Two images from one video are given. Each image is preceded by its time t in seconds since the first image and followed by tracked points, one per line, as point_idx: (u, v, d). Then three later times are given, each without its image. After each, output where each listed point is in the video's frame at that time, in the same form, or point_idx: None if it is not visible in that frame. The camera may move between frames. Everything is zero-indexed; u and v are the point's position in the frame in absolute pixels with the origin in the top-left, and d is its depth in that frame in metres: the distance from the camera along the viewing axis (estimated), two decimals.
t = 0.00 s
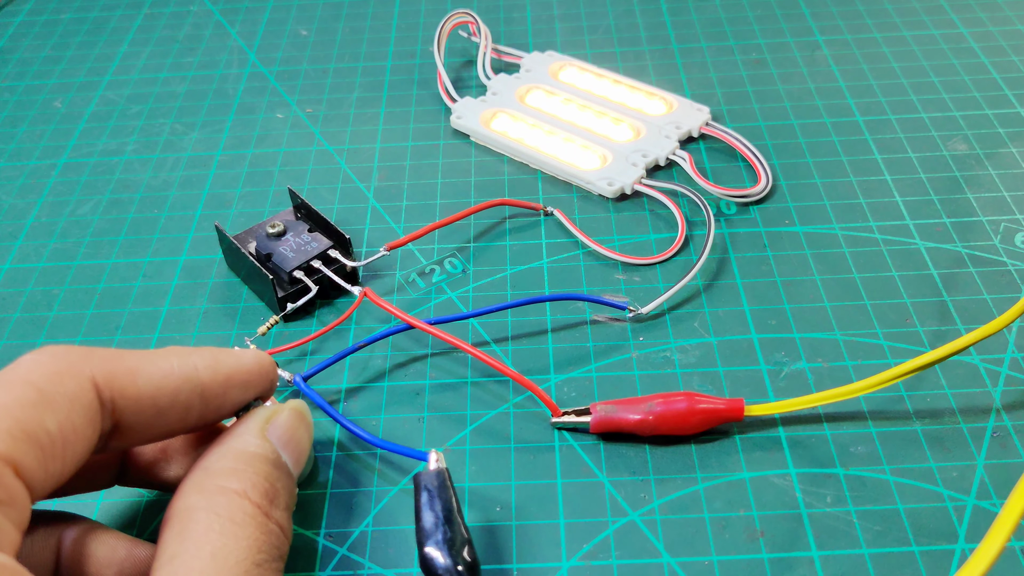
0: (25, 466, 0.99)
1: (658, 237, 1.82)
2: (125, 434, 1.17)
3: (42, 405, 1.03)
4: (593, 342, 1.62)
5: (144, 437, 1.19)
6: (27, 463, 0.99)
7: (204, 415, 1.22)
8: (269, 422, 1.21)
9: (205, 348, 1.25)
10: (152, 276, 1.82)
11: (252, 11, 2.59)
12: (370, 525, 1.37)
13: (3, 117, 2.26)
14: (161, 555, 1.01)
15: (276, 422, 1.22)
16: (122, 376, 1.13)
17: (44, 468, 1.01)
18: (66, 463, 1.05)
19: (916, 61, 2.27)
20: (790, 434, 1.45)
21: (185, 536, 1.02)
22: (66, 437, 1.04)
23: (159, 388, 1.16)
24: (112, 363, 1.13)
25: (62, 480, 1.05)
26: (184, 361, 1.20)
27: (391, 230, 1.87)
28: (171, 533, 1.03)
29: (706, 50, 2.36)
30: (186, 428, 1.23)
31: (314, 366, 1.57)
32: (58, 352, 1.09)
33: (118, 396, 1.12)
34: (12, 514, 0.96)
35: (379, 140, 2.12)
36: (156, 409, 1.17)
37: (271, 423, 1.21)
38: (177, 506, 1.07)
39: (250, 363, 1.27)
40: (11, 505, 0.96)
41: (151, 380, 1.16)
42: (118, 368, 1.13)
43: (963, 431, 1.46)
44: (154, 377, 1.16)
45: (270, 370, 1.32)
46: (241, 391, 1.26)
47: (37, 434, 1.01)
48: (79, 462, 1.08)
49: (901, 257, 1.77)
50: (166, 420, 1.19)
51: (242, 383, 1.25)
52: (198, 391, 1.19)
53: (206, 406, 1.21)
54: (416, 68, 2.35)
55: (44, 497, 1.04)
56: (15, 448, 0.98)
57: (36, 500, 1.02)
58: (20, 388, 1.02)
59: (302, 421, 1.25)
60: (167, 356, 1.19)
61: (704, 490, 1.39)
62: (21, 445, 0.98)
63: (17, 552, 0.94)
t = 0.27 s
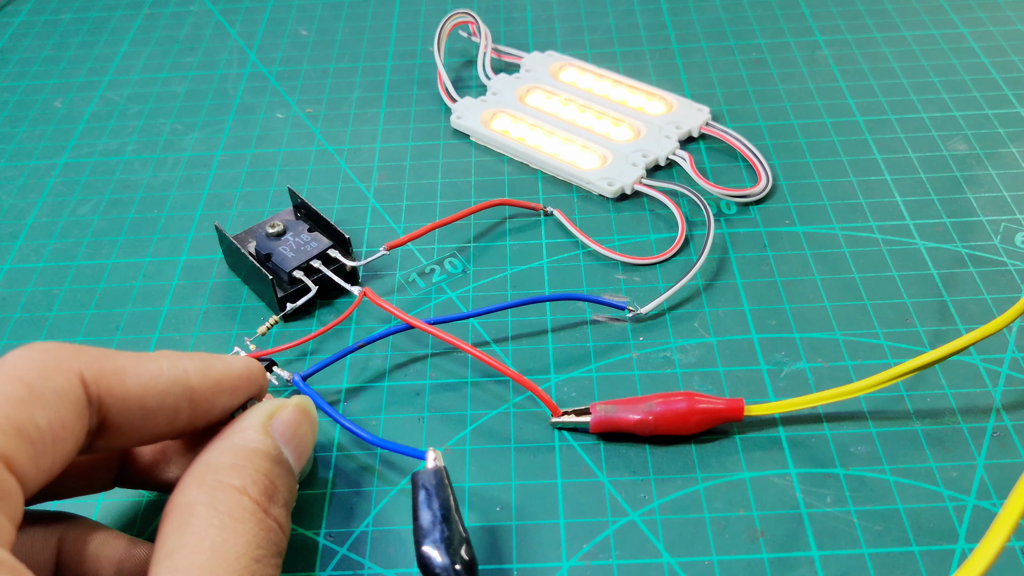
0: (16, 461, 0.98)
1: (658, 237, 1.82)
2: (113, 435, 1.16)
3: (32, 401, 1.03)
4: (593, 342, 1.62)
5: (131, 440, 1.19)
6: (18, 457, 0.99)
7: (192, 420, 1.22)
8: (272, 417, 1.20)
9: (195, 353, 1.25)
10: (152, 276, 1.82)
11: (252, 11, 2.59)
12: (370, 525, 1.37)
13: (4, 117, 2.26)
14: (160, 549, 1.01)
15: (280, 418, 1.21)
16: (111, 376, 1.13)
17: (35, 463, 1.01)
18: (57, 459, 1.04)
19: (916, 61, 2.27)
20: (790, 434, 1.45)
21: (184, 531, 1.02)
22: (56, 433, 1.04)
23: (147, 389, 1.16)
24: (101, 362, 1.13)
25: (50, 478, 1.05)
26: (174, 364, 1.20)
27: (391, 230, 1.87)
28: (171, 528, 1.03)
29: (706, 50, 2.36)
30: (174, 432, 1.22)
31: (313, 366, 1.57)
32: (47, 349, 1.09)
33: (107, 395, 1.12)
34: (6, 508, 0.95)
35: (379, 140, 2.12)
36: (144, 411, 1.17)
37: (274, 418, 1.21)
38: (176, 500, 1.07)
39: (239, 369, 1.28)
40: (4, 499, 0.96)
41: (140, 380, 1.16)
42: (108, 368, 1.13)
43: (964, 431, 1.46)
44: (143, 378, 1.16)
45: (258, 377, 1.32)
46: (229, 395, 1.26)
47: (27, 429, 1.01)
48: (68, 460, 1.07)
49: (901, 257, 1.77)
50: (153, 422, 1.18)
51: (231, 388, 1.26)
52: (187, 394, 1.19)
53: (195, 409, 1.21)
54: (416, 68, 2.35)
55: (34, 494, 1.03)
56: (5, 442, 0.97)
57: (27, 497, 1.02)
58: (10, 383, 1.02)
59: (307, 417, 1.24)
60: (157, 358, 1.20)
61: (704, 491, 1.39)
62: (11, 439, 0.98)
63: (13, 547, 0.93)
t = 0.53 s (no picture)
0: (10, 455, 0.98)
1: (658, 237, 1.82)
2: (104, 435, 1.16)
3: (23, 395, 1.03)
4: (593, 342, 1.62)
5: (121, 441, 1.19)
6: (11, 451, 0.98)
7: (183, 423, 1.22)
8: (278, 412, 1.19)
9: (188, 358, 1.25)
10: (152, 276, 1.82)
11: (252, 11, 2.59)
12: (370, 525, 1.38)
13: (4, 117, 2.26)
14: (158, 541, 1.01)
15: (286, 413, 1.20)
16: (101, 375, 1.14)
17: (27, 457, 1.01)
18: (49, 454, 1.04)
19: (916, 61, 2.27)
20: (790, 434, 1.45)
21: (184, 524, 1.02)
22: (48, 428, 1.04)
23: (137, 389, 1.16)
24: (92, 361, 1.13)
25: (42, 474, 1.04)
26: (166, 367, 1.20)
27: (391, 230, 1.87)
28: (171, 521, 1.03)
29: (706, 50, 2.36)
30: (165, 436, 1.21)
31: (313, 366, 1.58)
32: (38, 345, 1.09)
33: (96, 393, 1.13)
34: (3, 501, 0.95)
35: (379, 140, 2.12)
36: (134, 412, 1.16)
37: (280, 413, 1.19)
38: (177, 493, 1.06)
39: (232, 374, 1.27)
40: None
41: (131, 381, 1.16)
42: (99, 367, 1.14)
43: (964, 431, 1.46)
44: (133, 379, 1.17)
45: (251, 383, 1.31)
46: (221, 401, 1.25)
47: (19, 424, 1.00)
48: (59, 457, 1.07)
49: (901, 257, 1.77)
50: (143, 424, 1.18)
51: (222, 392, 1.25)
52: (177, 396, 1.19)
53: (185, 413, 1.21)
54: (416, 68, 2.35)
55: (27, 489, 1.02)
56: None
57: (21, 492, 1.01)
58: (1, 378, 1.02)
59: (312, 414, 1.23)
60: (148, 360, 1.20)
61: (704, 490, 1.39)
62: (5, 433, 0.98)
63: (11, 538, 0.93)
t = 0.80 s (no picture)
0: (8, 450, 0.98)
1: (658, 237, 1.82)
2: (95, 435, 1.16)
3: (21, 391, 1.02)
4: (593, 342, 1.62)
5: (111, 444, 1.18)
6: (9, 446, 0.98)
7: (174, 429, 1.22)
8: (285, 408, 1.18)
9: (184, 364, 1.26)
10: (152, 276, 1.82)
11: (252, 10, 2.59)
12: (370, 525, 1.38)
13: (4, 117, 2.26)
14: (159, 535, 1.01)
15: (293, 410, 1.19)
16: (96, 376, 1.14)
17: (25, 453, 1.00)
18: (47, 450, 1.04)
19: (916, 61, 2.27)
20: (790, 434, 1.45)
21: (186, 518, 1.02)
22: (45, 424, 1.04)
23: (130, 392, 1.16)
24: (88, 361, 1.13)
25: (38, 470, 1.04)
26: (161, 371, 1.21)
27: (391, 230, 1.87)
28: (172, 515, 1.03)
29: (706, 50, 2.36)
30: (154, 441, 1.21)
31: (309, 366, 1.57)
32: (34, 341, 1.09)
33: (90, 392, 1.13)
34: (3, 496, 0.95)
35: (379, 140, 2.12)
36: (126, 415, 1.16)
37: (286, 409, 1.19)
38: (179, 487, 1.06)
39: (226, 383, 1.28)
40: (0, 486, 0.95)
41: (125, 384, 1.16)
42: (94, 367, 1.14)
43: (964, 431, 1.46)
44: (127, 382, 1.17)
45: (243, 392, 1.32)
46: (214, 409, 1.26)
47: (17, 419, 1.00)
48: (54, 456, 1.07)
49: (901, 257, 1.77)
50: (134, 427, 1.18)
51: (215, 400, 1.25)
52: (170, 402, 1.19)
53: (177, 419, 1.21)
54: (416, 68, 2.35)
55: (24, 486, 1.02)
56: None
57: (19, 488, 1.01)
58: None
59: (318, 411, 1.22)
60: (143, 364, 1.20)
61: (704, 490, 1.39)
62: (4, 429, 0.97)
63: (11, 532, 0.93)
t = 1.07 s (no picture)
0: (13, 452, 0.98)
1: (658, 237, 1.82)
2: (97, 436, 1.16)
3: (26, 392, 1.02)
4: (594, 342, 1.62)
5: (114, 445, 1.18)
6: (14, 448, 0.98)
7: (176, 430, 1.22)
8: (284, 408, 1.18)
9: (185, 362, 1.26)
10: (152, 276, 1.82)
11: (252, 10, 2.59)
12: (370, 525, 1.38)
13: (4, 117, 2.26)
14: (159, 534, 1.01)
15: (292, 409, 1.19)
16: (100, 375, 1.14)
17: (29, 455, 1.00)
18: (50, 452, 1.04)
19: (916, 61, 2.27)
20: (790, 434, 1.45)
21: (186, 518, 1.02)
22: (50, 426, 1.04)
23: (134, 393, 1.16)
24: (94, 361, 1.13)
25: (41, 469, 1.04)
26: (164, 371, 1.21)
27: (391, 230, 1.87)
28: (172, 515, 1.03)
29: (706, 50, 2.36)
30: (156, 441, 1.21)
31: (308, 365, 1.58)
32: (39, 342, 1.09)
33: (95, 392, 1.13)
34: (6, 497, 0.95)
35: (379, 140, 2.12)
36: (129, 415, 1.16)
37: (286, 408, 1.18)
38: (179, 487, 1.07)
39: (226, 381, 1.28)
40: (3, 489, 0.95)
41: (129, 383, 1.17)
42: (98, 366, 1.14)
43: (963, 431, 1.46)
44: (130, 382, 1.17)
45: (243, 391, 1.32)
46: (215, 410, 1.26)
47: (22, 421, 1.00)
48: (57, 458, 1.07)
49: (901, 257, 1.77)
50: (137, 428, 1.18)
51: (217, 400, 1.25)
52: (174, 402, 1.19)
53: (179, 420, 1.21)
54: (416, 68, 2.35)
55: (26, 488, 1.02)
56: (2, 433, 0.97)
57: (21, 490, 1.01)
58: (4, 375, 1.02)
59: (317, 410, 1.22)
60: (147, 364, 1.20)
61: (704, 490, 1.39)
62: (9, 430, 0.98)
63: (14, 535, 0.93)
